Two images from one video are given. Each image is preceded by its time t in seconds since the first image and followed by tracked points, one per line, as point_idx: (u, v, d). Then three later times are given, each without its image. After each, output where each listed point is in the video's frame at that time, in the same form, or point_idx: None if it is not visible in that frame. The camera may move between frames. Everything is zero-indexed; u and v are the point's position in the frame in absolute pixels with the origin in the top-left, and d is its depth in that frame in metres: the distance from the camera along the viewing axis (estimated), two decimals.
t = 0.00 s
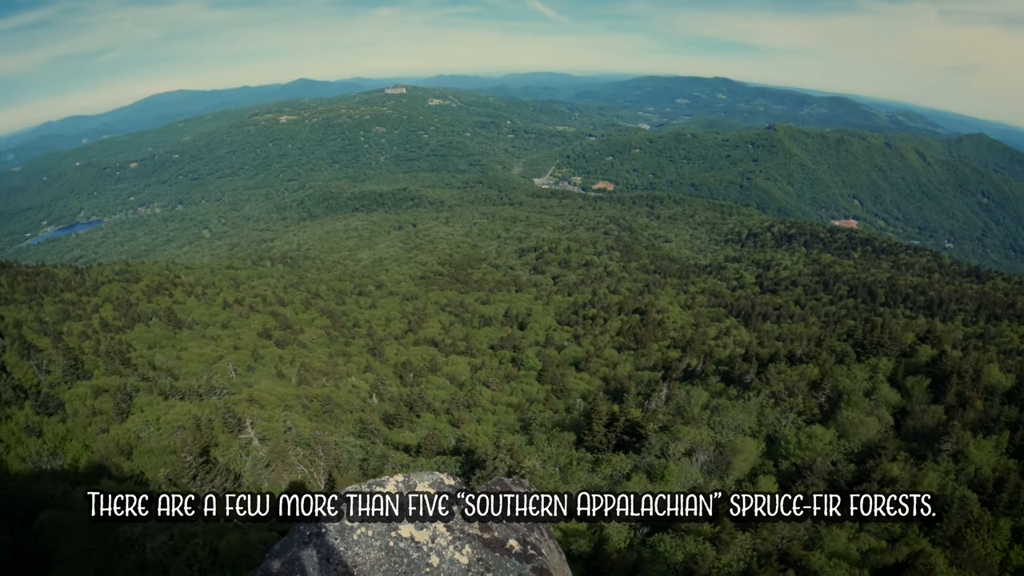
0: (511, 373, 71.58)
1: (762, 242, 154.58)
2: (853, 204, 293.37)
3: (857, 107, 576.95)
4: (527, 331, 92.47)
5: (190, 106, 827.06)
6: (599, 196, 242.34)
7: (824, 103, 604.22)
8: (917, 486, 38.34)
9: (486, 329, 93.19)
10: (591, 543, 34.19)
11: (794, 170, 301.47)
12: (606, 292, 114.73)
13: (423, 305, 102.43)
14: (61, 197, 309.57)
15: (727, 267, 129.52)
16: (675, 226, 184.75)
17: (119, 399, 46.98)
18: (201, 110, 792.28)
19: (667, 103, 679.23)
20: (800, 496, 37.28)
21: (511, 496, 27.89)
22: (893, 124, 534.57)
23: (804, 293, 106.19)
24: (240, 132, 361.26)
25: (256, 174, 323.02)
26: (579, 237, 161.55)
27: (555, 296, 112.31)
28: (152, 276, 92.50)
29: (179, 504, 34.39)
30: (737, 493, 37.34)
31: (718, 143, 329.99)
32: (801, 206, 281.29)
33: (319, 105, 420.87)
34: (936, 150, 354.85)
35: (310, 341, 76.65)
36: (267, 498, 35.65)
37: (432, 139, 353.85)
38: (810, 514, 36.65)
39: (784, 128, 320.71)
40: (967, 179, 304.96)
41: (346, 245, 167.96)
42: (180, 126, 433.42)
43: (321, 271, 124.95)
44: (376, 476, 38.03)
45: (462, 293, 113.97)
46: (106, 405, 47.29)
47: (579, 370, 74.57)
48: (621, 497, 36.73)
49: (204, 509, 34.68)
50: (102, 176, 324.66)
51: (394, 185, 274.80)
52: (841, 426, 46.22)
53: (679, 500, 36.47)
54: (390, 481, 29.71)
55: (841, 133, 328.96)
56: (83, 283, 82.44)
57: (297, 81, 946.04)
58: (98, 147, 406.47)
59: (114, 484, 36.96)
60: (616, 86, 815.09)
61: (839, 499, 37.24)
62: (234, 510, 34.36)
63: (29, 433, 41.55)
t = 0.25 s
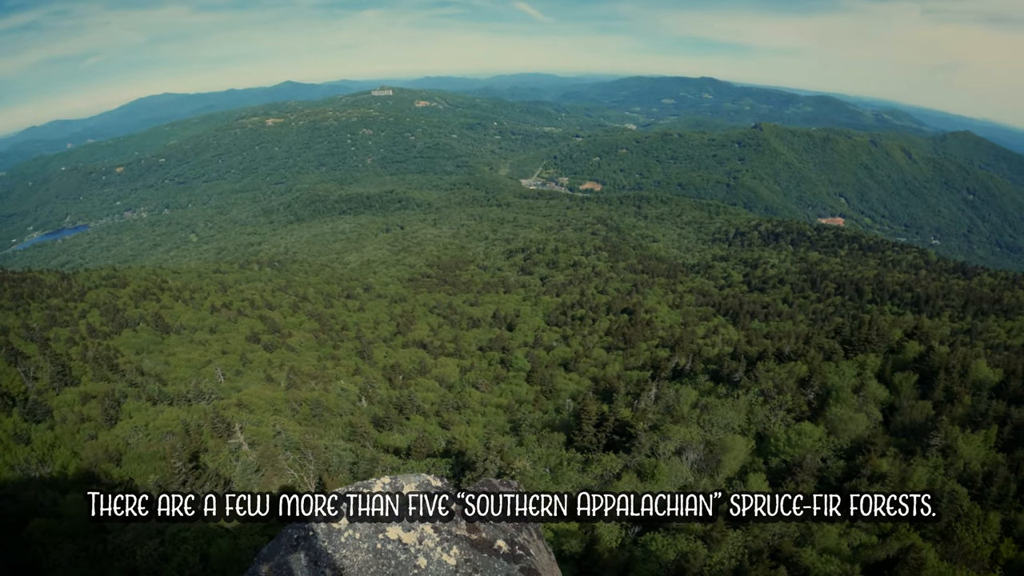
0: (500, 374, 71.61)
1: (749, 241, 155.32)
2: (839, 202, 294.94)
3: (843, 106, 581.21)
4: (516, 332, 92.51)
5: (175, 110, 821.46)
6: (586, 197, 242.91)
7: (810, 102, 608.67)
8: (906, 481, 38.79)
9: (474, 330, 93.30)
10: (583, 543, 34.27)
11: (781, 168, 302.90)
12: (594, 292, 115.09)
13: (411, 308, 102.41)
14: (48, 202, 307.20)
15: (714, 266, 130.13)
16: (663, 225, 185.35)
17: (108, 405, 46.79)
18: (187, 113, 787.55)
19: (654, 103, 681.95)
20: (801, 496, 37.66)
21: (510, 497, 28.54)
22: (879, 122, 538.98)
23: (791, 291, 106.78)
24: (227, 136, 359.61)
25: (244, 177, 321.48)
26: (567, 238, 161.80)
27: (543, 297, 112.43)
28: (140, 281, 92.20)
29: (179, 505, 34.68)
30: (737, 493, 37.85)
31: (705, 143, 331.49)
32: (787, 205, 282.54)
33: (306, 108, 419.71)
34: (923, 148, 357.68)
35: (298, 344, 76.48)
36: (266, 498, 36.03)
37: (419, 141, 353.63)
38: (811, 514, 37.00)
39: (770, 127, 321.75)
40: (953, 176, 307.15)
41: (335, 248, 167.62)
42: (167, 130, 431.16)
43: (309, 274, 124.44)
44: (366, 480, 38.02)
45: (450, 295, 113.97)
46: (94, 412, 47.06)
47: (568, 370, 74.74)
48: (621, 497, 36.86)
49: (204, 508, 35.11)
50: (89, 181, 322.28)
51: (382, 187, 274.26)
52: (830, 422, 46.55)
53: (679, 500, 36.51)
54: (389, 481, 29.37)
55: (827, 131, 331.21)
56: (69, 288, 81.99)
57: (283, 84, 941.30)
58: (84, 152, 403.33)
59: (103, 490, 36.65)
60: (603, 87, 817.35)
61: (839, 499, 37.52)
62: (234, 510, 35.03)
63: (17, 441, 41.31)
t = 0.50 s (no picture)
0: (494, 374, 71.61)
1: (741, 240, 155.76)
2: (831, 201, 296.10)
3: (834, 105, 583.99)
4: (509, 332, 92.48)
5: (166, 112, 816.69)
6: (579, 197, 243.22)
7: (801, 102, 612.03)
8: (900, 479, 39.14)
9: (467, 331, 93.32)
10: (577, 543, 34.28)
11: (773, 167, 303.70)
12: (587, 292, 115.21)
13: (403, 309, 102.39)
14: (39, 205, 305.46)
15: (707, 265, 130.52)
16: (655, 225, 185.73)
17: (100, 408, 46.64)
18: (178, 115, 784.24)
19: (646, 103, 683.61)
20: (800, 496, 37.85)
21: (509, 497, 28.97)
22: (871, 121, 541.84)
23: (783, 290, 107.21)
24: (219, 137, 358.64)
25: (236, 178, 320.32)
26: (560, 238, 161.88)
27: (536, 297, 112.39)
28: (131, 283, 91.90)
29: (179, 505, 34.88)
30: (737, 493, 38.17)
31: (697, 142, 332.24)
32: (780, 204, 283.35)
33: (298, 109, 418.90)
34: (915, 146, 359.81)
35: (291, 346, 76.33)
36: (265, 499, 36.25)
37: (411, 142, 353.55)
38: (810, 513, 37.08)
39: (761, 127, 321.70)
40: (944, 175, 308.67)
41: (326, 250, 167.26)
42: (158, 132, 429.74)
43: (301, 275, 124.07)
44: (360, 480, 38.04)
45: (443, 296, 113.94)
46: (87, 415, 46.84)
47: (561, 370, 74.78)
48: (620, 497, 37.07)
49: (203, 509, 35.43)
50: (80, 184, 320.49)
51: (374, 188, 273.94)
52: (823, 420, 46.77)
53: (679, 500, 36.49)
54: (387, 483, 29.60)
55: (819, 131, 332.67)
56: (60, 291, 81.61)
57: (275, 85, 938.76)
58: (75, 154, 400.90)
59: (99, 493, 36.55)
60: (595, 87, 818.49)
61: (839, 499, 37.55)
62: (234, 510, 35.44)
63: (9, 445, 41.07)
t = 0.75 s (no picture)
0: (495, 376, 71.56)
1: (742, 241, 155.53)
2: (832, 203, 296.10)
3: (835, 106, 583.99)
4: (510, 333, 92.47)
5: (168, 112, 816.87)
6: (580, 198, 243.18)
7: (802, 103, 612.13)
8: (901, 480, 39.05)
9: (468, 332, 93.31)
10: (578, 544, 34.30)
11: (774, 169, 303.76)
12: (588, 293, 115.17)
13: (404, 310, 102.35)
14: (40, 205, 305.38)
15: (708, 267, 130.43)
16: (656, 226, 185.71)
17: (101, 409, 46.68)
18: (179, 116, 783.98)
19: (648, 104, 684.11)
20: (799, 496, 37.91)
21: (509, 498, 29.05)
22: (872, 122, 541.82)
23: (784, 292, 107.16)
24: (220, 138, 358.74)
25: (237, 179, 320.32)
26: (561, 239, 161.94)
27: (536, 299, 112.35)
28: (132, 284, 91.90)
29: (179, 505, 34.96)
30: (737, 493, 38.23)
31: (698, 144, 332.09)
32: (781, 205, 283.48)
33: (299, 110, 419.33)
34: (915, 148, 359.80)
35: (291, 347, 76.36)
36: (265, 498, 36.26)
37: (412, 143, 353.73)
38: (810, 514, 37.15)
39: (762, 128, 322.97)
40: (945, 177, 308.78)
41: (327, 251, 167.21)
42: (160, 133, 430.10)
43: (302, 276, 124.03)
44: (360, 481, 38.04)
45: (444, 297, 113.91)
46: (88, 416, 46.89)
47: (562, 372, 74.73)
48: (620, 497, 37.19)
49: (204, 509, 35.50)
50: (81, 184, 320.54)
51: (375, 189, 273.81)
52: (824, 422, 46.69)
53: (679, 500, 36.69)
54: (386, 482, 29.44)
55: (820, 132, 332.96)
56: (61, 291, 81.57)
57: (276, 86, 939.00)
58: (77, 155, 400.95)
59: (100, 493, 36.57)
60: (597, 88, 818.49)
61: (839, 499, 37.61)
62: (234, 510, 35.39)
63: (11, 445, 41.10)
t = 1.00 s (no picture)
0: (501, 376, 71.50)
1: (749, 242, 154.95)
2: (840, 205, 295.14)
3: (843, 108, 581.62)
4: (516, 334, 92.43)
5: (175, 111, 819.60)
6: (587, 199, 242.85)
7: (810, 104, 609.91)
8: (906, 484, 38.77)
9: (474, 332, 93.25)
10: (582, 545, 34.21)
11: (781, 170, 303.07)
12: (594, 294, 114.95)
13: (411, 309, 102.33)
14: (49, 203, 306.85)
15: (715, 268, 130.09)
16: (663, 227, 185.38)
17: (107, 406, 46.80)
18: (187, 115, 786.77)
19: (655, 105, 683.45)
20: (800, 496, 37.89)
21: (510, 496, 28.55)
22: (880, 124, 539.73)
23: (791, 293, 106.82)
24: (228, 137, 359.61)
25: (245, 178, 321.07)
26: (567, 240, 161.81)
27: (543, 299, 112.19)
28: (139, 282, 92.10)
29: (179, 505, 34.80)
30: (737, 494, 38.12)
31: (706, 145, 331.26)
32: (788, 207, 282.68)
33: (307, 109, 420.35)
34: (924, 151, 358.67)
35: (298, 345, 76.43)
36: (266, 498, 36.05)
37: (420, 143, 353.93)
38: (810, 515, 37.14)
39: (770, 130, 322.65)
40: (952, 179, 307.71)
41: (334, 250, 167.40)
42: (168, 132, 431.58)
43: (309, 275, 124.17)
44: (365, 480, 38.03)
45: (450, 297, 113.93)
46: (94, 413, 47.03)
47: (568, 373, 74.68)
48: (620, 497, 37.19)
49: (204, 509, 35.25)
50: (90, 182, 321.91)
51: (382, 189, 274.09)
52: (830, 425, 46.48)
53: (680, 500, 36.73)
54: (387, 482, 29.31)
55: (827, 134, 332.05)
56: (68, 289, 81.80)
57: (284, 86, 941.53)
58: (85, 153, 402.53)
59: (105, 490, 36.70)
60: (605, 89, 818.31)
61: (840, 499, 37.71)
62: (234, 510, 35.18)
63: (17, 441, 41.28)
